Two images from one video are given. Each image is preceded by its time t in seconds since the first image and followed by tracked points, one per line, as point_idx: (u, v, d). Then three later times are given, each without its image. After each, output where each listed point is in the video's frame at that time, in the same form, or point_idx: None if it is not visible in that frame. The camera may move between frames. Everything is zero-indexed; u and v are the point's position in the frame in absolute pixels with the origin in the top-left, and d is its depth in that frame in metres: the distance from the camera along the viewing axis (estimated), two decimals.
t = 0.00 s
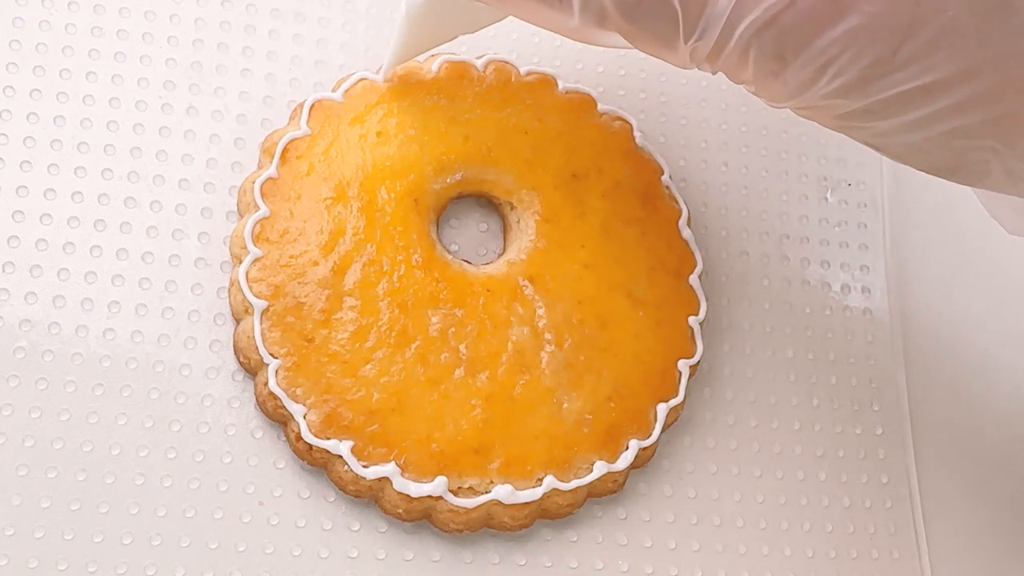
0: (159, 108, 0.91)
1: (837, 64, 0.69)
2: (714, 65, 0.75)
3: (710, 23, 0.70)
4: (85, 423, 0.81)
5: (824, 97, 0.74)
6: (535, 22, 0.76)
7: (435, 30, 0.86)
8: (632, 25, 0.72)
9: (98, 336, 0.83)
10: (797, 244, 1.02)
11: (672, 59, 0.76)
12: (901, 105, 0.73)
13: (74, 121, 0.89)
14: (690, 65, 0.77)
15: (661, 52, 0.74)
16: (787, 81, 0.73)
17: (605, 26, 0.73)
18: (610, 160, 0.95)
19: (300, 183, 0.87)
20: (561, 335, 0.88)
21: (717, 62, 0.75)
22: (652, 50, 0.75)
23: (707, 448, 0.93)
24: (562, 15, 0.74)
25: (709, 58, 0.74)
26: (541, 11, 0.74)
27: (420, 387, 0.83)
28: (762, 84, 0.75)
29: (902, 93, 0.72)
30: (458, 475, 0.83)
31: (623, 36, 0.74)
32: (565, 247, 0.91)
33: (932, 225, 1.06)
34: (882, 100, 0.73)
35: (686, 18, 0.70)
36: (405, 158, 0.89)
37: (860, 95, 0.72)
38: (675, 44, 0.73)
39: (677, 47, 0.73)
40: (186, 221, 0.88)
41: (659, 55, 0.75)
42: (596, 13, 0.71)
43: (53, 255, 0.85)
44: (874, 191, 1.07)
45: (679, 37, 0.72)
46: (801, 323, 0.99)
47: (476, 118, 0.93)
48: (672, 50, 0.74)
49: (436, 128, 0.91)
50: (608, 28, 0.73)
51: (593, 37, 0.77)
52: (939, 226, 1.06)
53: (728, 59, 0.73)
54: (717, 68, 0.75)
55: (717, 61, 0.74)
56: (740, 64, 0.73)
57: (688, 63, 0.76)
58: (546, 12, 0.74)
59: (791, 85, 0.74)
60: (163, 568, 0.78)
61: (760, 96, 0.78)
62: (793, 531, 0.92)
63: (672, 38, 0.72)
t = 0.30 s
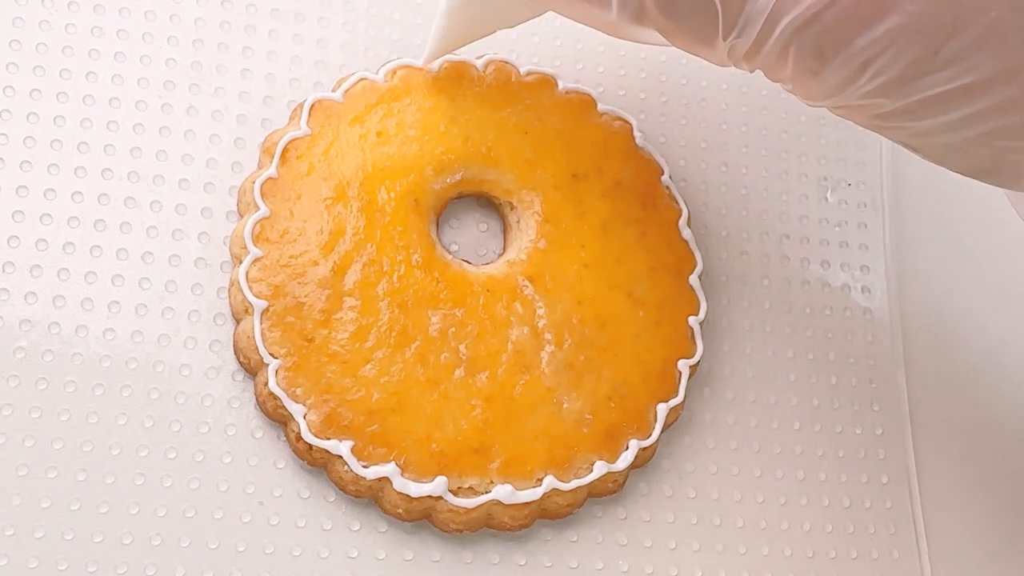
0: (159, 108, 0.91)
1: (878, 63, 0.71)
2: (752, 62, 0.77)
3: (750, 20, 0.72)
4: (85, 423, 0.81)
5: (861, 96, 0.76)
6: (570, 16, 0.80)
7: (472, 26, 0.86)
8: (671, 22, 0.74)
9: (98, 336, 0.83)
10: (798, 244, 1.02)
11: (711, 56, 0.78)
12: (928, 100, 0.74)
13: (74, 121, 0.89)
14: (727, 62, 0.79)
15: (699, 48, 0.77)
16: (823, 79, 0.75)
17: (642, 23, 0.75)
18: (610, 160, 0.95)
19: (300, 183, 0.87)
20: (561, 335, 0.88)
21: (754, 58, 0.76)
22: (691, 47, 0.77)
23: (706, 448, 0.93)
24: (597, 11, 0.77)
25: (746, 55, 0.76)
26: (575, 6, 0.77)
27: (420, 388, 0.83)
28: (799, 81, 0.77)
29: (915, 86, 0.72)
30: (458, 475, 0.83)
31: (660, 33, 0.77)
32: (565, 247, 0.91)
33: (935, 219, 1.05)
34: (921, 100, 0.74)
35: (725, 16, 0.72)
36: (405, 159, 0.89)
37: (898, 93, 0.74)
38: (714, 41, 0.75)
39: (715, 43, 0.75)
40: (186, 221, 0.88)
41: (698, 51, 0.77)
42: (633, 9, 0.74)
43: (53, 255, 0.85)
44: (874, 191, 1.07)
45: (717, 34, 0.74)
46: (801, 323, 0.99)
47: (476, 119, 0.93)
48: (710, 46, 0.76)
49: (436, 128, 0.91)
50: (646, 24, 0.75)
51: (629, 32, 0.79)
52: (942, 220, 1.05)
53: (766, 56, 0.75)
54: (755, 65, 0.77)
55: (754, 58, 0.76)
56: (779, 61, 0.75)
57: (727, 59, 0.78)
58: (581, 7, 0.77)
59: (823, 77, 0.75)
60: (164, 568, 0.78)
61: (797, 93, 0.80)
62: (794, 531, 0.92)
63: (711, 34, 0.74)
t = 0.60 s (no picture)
0: (159, 108, 0.91)
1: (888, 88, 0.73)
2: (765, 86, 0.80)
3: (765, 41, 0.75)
4: (85, 423, 0.81)
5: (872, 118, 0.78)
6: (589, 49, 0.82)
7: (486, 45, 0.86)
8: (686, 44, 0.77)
9: (98, 336, 0.83)
10: (798, 244, 1.02)
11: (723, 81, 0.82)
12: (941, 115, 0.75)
13: (74, 121, 0.89)
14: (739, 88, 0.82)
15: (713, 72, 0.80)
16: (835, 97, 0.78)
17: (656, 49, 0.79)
18: (611, 160, 0.95)
19: (300, 183, 0.87)
20: (561, 335, 0.88)
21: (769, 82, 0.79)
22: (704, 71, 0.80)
23: (706, 448, 0.93)
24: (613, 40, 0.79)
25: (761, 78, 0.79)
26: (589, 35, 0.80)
27: (420, 387, 0.83)
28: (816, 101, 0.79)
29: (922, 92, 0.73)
30: (458, 475, 0.82)
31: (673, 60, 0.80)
32: (565, 247, 0.91)
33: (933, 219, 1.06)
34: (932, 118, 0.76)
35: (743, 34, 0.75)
36: (405, 158, 0.89)
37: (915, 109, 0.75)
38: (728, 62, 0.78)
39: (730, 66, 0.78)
40: (186, 221, 0.88)
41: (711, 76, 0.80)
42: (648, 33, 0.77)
43: (53, 255, 0.85)
44: (875, 191, 1.07)
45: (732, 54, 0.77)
46: (801, 323, 0.99)
47: (476, 118, 0.92)
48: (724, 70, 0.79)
49: (436, 128, 0.91)
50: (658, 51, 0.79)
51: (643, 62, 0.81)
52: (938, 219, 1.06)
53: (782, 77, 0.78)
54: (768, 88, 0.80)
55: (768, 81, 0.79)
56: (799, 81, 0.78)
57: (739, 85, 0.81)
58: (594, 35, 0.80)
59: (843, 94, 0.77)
60: (163, 568, 0.78)
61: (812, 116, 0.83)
62: (794, 531, 0.92)
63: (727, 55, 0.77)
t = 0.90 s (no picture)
0: (159, 108, 0.91)
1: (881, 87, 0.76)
2: (793, 100, 0.82)
3: (789, 54, 0.76)
4: (85, 423, 0.81)
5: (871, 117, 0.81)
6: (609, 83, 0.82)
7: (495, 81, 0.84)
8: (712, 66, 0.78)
9: (98, 336, 0.83)
10: (797, 244, 1.02)
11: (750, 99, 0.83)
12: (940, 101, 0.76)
13: (74, 121, 0.89)
14: (765, 104, 0.84)
15: (740, 90, 0.81)
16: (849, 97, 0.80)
17: (679, 76, 0.80)
18: (611, 160, 0.95)
19: (300, 183, 0.87)
20: (561, 335, 0.88)
21: (797, 94, 0.81)
22: (731, 93, 0.82)
23: (706, 448, 0.93)
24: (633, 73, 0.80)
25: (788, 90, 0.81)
26: (608, 68, 0.79)
27: (420, 387, 0.83)
28: (853, 100, 0.80)
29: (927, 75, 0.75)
30: (458, 475, 0.82)
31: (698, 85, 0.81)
32: (565, 246, 0.91)
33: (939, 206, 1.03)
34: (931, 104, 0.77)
35: (766, 49, 0.76)
36: (405, 159, 0.89)
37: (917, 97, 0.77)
38: (755, 79, 0.79)
39: (757, 82, 0.80)
40: (186, 221, 0.88)
41: (737, 95, 0.82)
42: (669, 61, 0.78)
43: (53, 255, 0.85)
44: (875, 191, 1.08)
45: (759, 70, 0.78)
46: (801, 323, 1.00)
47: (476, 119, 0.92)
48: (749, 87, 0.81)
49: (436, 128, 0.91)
50: (682, 77, 0.80)
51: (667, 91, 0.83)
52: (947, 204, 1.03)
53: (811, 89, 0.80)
54: (799, 101, 0.82)
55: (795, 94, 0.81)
56: (829, 86, 0.79)
57: (768, 101, 0.83)
58: (614, 69, 0.79)
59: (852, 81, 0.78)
60: (164, 568, 0.78)
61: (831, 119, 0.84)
62: (793, 531, 0.92)
63: (752, 72, 0.79)
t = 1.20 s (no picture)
0: (159, 108, 0.91)
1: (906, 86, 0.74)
2: (824, 84, 0.77)
3: (823, 35, 0.71)
4: (85, 423, 0.81)
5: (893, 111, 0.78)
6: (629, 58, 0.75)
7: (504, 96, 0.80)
8: (741, 46, 0.73)
9: (97, 336, 0.83)
10: (798, 244, 1.02)
11: (780, 83, 0.78)
12: (968, 96, 0.73)
13: (74, 121, 0.89)
14: (793, 86, 0.79)
15: (769, 74, 0.76)
16: (877, 88, 0.75)
17: (706, 56, 0.74)
18: (611, 160, 0.95)
19: (300, 183, 0.87)
20: (561, 335, 0.88)
21: (828, 80, 0.77)
22: (761, 78, 0.77)
23: (706, 448, 0.93)
24: (659, 50, 0.74)
25: (818, 76, 0.76)
26: (634, 44, 0.73)
27: (420, 388, 0.83)
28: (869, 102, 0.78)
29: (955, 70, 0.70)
30: (459, 475, 0.82)
31: (725, 65, 0.76)
32: (565, 246, 0.91)
33: (938, 209, 1.04)
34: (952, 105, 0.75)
35: (798, 32, 0.71)
36: (405, 159, 0.89)
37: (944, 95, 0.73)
38: (787, 65, 0.75)
39: (787, 66, 0.75)
40: (186, 221, 0.89)
41: (766, 77, 0.77)
42: (699, 42, 0.73)
43: (53, 255, 0.85)
44: (875, 191, 1.07)
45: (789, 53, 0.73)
46: (801, 323, 1.00)
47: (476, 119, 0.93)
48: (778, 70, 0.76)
49: (436, 127, 0.91)
50: (710, 58, 0.75)
51: (691, 69, 0.77)
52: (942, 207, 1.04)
53: (844, 72, 0.75)
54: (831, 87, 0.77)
55: (826, 78, 0.76)
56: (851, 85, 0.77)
57: (799, 86, 0.79)
58: (640, 45, 0.73)
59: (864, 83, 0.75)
60: (164, 568, 0.78)
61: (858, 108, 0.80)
62: (793, 531, 0.92)
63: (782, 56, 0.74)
